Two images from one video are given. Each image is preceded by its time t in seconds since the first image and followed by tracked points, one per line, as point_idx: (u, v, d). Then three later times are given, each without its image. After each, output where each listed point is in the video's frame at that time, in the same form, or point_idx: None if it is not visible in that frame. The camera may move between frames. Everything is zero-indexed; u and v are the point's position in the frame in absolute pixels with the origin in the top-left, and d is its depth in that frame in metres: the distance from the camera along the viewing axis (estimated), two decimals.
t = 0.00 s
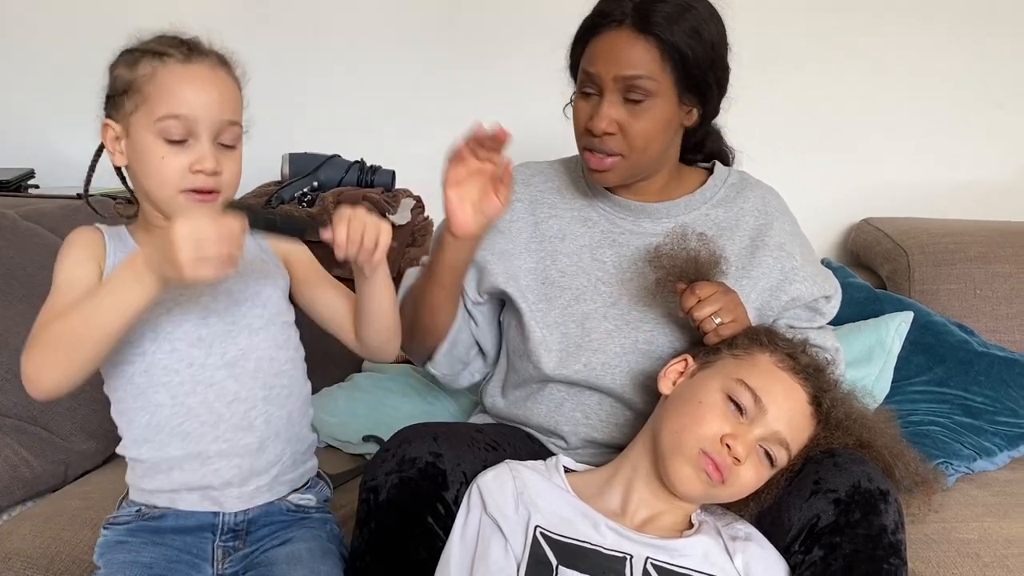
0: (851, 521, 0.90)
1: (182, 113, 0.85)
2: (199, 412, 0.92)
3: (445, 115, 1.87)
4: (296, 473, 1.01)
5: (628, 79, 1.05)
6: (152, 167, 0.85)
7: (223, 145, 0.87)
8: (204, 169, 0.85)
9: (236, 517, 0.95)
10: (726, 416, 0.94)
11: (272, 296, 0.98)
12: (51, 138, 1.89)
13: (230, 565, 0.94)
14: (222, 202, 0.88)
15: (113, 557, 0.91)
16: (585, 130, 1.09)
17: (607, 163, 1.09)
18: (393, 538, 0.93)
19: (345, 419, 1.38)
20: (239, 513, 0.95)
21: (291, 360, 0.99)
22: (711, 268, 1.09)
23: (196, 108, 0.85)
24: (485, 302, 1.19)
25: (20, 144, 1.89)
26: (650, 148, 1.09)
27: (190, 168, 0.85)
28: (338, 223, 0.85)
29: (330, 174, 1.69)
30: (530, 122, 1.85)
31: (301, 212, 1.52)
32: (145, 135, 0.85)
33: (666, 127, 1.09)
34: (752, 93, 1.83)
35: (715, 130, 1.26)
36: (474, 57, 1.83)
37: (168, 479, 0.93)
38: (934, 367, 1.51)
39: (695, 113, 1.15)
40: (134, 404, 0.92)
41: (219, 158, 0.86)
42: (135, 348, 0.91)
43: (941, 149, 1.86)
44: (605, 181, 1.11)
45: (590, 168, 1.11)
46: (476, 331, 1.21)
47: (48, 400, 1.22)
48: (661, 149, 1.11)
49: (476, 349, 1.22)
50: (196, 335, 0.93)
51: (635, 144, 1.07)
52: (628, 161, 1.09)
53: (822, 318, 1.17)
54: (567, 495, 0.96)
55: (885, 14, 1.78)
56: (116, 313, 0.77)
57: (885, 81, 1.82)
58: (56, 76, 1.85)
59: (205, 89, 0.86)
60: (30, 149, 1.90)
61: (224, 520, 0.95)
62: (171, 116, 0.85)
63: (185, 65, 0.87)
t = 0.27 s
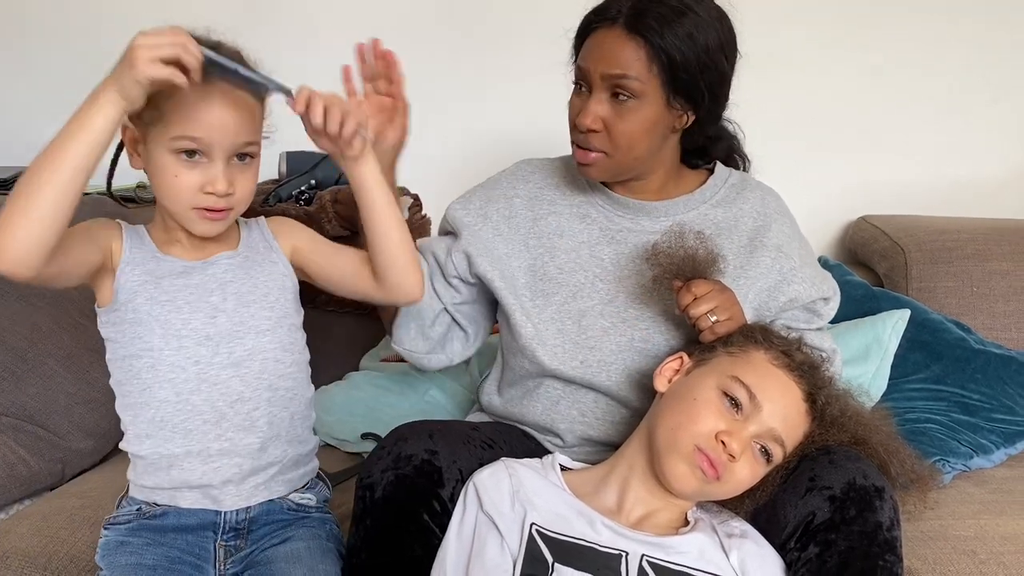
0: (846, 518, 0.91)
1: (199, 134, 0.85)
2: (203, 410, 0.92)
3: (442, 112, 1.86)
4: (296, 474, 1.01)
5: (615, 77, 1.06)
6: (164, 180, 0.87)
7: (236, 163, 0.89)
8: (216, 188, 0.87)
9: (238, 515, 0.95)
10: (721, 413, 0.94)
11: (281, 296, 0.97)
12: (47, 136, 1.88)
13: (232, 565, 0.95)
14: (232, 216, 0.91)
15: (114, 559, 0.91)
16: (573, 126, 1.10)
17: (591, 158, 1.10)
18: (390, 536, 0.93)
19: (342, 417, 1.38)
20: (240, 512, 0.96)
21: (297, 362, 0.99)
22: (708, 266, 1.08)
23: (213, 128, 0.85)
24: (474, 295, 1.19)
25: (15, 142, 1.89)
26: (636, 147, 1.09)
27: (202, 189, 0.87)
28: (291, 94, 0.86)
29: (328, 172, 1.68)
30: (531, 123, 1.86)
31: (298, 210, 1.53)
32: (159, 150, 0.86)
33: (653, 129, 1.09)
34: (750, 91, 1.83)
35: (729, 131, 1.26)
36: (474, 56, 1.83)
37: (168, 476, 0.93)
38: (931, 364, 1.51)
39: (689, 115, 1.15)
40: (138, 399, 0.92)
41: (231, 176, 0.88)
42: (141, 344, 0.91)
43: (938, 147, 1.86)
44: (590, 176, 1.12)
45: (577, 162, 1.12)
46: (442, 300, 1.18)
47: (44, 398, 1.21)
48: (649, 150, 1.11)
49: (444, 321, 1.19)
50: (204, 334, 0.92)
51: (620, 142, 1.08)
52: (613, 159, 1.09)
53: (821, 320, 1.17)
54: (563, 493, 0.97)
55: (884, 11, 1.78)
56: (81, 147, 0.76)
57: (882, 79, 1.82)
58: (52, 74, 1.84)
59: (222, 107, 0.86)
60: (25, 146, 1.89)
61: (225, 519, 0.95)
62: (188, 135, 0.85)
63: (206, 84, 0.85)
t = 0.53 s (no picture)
0: (845, 516, 0.91)
1: (224, 138, 0.88)
2: (209, 412, 0.92)
3: (442, 110, 1.86)
4: (299, 477, 1.01)
5: (620, 71, 1.06)
6: (186, 181, 0.89)
7: (259, 168, 0.91)
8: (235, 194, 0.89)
9: (240, 517, 0.95)
10: (720, 411, 0.94)
11: (288, 299, 0.98)
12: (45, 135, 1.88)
13: (232, 567, 0.95)
14: (249, 222, 0.93)
15: (115, 560, 0.91)
16: (576, 120, 1.10)
17: (592, 152, 1.09)
18: (389, 534, 0.93)
19: (341, 415, 1.38)
20: (242, 514, 0.96)
21: (304, 366, 0.99)
22: (707, 266, 1.08)
23: (238, 134, 0.88)
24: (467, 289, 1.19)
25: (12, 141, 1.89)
26: (637, 143, 1.09)
27: (223, 192, 0.89)
28: (237, 34, 0.91)
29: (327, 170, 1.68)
30: (530, 121, 1.86)
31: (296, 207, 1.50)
32: (186, 152, 0.89)
33: (656, 125, 1.09)
34: (749, 89, 1.83)
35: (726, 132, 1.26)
36: (474, 54, 1.83)
37: (172, 477, 0.93)
38: (929, 362, 1.51)
39: (689, 113, 1.15)
40: (146, 401, 0.92)
41: (251, 182, 0.90)
42: (149, 347, 0.91)
43: (937, 145, 1.86)
44: (592, 171, 1.11)
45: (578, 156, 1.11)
46: (422, 283, 1.17)
47: (42, 398, 1.21)
48: (650, 147, 1.11)
49: (422, 306, 1.18)
50: (212, 336, 0.93)
51: (622, 138, 1.08)
52: (614, 154, 1.09)
53: (818, 317, 1.18)
54: (561, 491, 0.97)
55: (882, 9, 1.79)
56: (51, 142, 0.82)
57: (881, 77, 1.82)
58: (50, 73, 1.84)
59: (251, 114, 0.89)
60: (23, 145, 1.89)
61: (226, 521, 0.95)
62: (213, 138, 0.88)
63: (233, 92, 0.89)
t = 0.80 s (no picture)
0: (844, 515, 0.91)
1: (216, 139, 0.88)
2: (208, 413, 0.92)
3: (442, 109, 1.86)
4: (299, 477, 1.01)
5: (638, 65, 1.08)
6: (180, 182, 0.89)
7: (253, 169, 0.91)
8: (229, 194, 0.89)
9: (239, 518, 0.95)
10: (718, 410, 0.94)
11: (288, 299, 0.98)
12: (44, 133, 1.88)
13: (232, 567, 0.95)
14: (245, 221, 0.93)
15: (115, 562, 0.91)
16: (592, 117, 1.09)
17: (612, 149, 1.10)
18: (388, 532, 0.93)
19: (340, 414, 1.38)
20: (241, 515, 0.96)
21: (304, 366, 0.99)
22: (704, 264, 1.08)
23: (230, 134, 0.88)
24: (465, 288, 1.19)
25: (11, 139, 1.89)
26: (654, 136, 1.11)
27: (216, 193, 0.89)
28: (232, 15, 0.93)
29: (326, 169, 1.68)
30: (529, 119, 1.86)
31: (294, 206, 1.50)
32: (178, 154, 0.89)
33: (669, 117, 1.11)
34: (749, 87, 1.83)
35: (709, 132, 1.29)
36: (473, 53, 1.82)
37: (171, 478, 0.93)
38: (928, 361, 1.51)
39: (693, 104, 1.17)
40: (145, 400, 0.92)
41: (246, 182, 0.90)
42: (148, 346, 0.91)
43: (936, 143, 1.86)
44: (610, 168, 1.11)
45: (594, 153, 1.11)
46: (416, 280, 1.16)
47: (41, 397, 1.21)
48: (663, 139, 1.13)
49: (416, 303, 1.17)
50: (211, 336, 0.93)
51: (641, 131, 1.09)
52: (633, 148, 1.10)
53: (815, 314, 1.18)
54: (560, 489, 0.97)
55: (882, 7, 1.78)
56: (56, 144, 0.82)
57: (881, 76, 1.82)
58: (49, 71, 1.84)
59: (244, 115, 0.89)
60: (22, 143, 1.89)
61: (225, 521, 0.95)
62: (205, 139, 0.88)
63: (226, 92, 0.89)
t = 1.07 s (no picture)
0: (843, 513, 0.91)
1: (211, 129, 0.88)
2: (206, 413, 0.92)
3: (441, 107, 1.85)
4: (299, 477, 1.01)
5: (655, 56, 1.10)
6: (177, 175, 0.89)
7: (249, 159, 0.91)
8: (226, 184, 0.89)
9: (238, 517, 0.95)
10: (717, 408, 0.94)
11: (287, 298, 0.97)
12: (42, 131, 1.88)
13: (231, 566, 0.95)
14: (244, 213, 0.93)
15: (113, 561, 0.91)
16: (616, 111, 1.09)
17: (637, 142, 1.10)
18: (387, 531, 0.93)
19: (339, 413, 1.38)
20: (240, 514, 0.96)
21: (303, 366, 0.99)
22: (702, 262, 1.08)
23: (224, 123, 0.88)
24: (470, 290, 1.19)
25: (9, 137, 1.88)
26: (671, 124, 1.12)
27: (213, 184, 0.89)
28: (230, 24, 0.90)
29: (324, 168, 1.67)
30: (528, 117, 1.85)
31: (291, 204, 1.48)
32: (175, 147, 0.89)
33: (682, 106, 1.14)
34: (748, 86, 1.83)
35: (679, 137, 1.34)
36: (471, 51, 1.82)
37: (168, 479, 0.93)
38: (927, 359, 1.51)
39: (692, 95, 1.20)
40: (143, 400, 0.92)
41: (242, 172, 0.90)
42: (146, 346, 0.91)
43: (935, 142, 1.86)
44: (637, 163, 1.11)
45: (621, 146, 1.10)
46: (429, 285, 1.16)
47: (39, 395, 1.21)
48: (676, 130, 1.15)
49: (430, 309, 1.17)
50: (209, 336, 0.92)
51: (664, 121, 1.11)
52: (657, 140, 1.11)
53: (811, 308, 1.18)
54: (559, 487, 0.97)
55: (881, 6, 1.78)
56: (51, 143, 0.82)
57: (879, 74, 1.82)
58: (47, 69, 1.84)
59: (239, 106, 0.89)
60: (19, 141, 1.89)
61: (224, 521, 0.95)
62: (201, 130, 0.88)
63: (218, 82, 0.89)
